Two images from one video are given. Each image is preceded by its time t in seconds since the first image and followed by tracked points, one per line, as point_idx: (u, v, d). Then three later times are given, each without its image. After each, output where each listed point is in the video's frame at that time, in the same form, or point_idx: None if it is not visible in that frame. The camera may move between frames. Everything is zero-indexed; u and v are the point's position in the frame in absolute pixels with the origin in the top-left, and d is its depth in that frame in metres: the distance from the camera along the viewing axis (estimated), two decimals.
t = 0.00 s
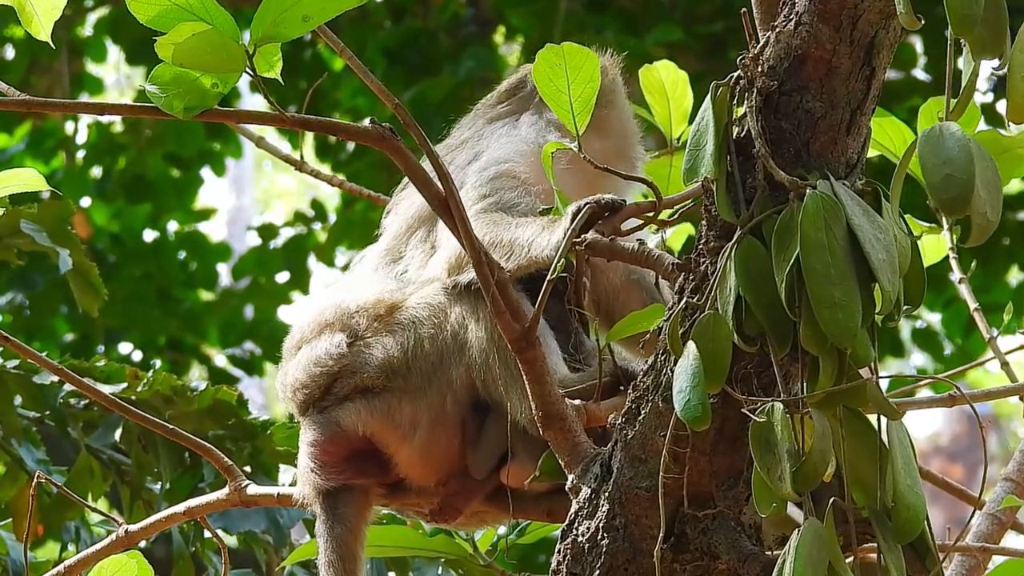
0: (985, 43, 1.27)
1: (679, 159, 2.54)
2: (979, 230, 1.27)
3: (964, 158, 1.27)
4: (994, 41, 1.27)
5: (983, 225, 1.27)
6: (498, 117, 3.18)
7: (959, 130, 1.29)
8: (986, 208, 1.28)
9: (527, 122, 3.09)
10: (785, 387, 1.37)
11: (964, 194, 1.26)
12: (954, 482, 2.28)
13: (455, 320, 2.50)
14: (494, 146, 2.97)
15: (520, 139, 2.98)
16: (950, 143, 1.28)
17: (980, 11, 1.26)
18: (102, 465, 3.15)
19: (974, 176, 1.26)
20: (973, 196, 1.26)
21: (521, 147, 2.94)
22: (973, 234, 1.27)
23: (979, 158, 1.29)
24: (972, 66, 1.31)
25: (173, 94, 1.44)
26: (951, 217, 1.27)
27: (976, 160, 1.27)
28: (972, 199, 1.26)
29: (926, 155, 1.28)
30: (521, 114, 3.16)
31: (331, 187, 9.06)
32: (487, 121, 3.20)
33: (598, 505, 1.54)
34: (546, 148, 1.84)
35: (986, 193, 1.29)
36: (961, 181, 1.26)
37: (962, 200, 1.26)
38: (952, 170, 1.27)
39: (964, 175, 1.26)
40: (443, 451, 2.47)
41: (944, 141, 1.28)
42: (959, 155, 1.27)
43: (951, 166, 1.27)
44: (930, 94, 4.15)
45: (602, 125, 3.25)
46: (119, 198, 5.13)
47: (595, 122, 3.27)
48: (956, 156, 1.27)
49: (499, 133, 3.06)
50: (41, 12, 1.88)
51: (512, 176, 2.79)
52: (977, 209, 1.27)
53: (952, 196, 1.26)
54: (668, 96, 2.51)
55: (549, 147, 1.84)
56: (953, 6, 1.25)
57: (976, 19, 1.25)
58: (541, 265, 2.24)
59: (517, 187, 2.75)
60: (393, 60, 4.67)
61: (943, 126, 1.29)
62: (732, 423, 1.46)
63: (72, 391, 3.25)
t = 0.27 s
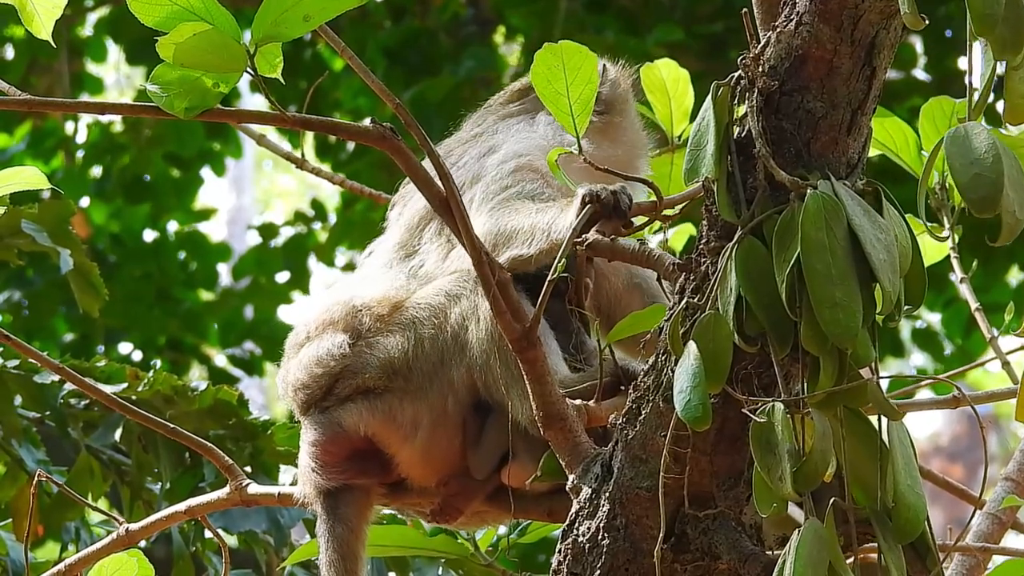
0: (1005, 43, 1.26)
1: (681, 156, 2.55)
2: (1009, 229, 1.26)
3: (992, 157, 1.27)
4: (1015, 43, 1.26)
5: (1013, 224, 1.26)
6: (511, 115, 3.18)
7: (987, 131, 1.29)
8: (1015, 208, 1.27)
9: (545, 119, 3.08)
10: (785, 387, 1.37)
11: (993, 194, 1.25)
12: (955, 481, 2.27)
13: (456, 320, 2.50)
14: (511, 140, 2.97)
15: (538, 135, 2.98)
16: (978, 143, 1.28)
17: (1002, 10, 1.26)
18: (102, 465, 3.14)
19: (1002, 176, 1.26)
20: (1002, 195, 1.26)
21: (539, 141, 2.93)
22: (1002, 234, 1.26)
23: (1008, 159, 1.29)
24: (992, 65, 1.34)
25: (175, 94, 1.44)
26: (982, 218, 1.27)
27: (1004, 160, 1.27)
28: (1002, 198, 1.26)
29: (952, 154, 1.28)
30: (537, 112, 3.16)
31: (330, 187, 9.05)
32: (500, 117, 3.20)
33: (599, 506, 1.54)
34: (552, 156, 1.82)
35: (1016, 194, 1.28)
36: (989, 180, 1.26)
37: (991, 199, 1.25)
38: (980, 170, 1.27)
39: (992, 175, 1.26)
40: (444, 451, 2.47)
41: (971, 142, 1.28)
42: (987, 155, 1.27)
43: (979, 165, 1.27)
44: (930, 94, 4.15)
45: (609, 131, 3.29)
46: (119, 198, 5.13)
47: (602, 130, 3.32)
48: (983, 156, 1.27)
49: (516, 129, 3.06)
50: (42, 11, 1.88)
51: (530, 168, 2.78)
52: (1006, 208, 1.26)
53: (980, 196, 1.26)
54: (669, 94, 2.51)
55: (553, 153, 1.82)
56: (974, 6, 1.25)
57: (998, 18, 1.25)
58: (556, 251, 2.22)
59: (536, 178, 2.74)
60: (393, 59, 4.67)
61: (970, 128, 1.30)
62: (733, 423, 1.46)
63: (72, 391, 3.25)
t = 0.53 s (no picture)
0: (994, 42, 1.26)
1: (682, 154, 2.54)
2: (992, 228, 1.27)
3: (976, 157, 1.27)
4: (1004, 41, 1.27)
5: (996, 223, 1.27)
6: (516, 116, 3.18)
7: (971, 130, 1.29)
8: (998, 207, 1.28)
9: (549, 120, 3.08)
10: (786, 387, 1.37)
11: (976, 194, 1.26)
12: (954, 481, 2.27)
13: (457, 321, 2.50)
14: (516, 140, 2.96)
15: (541, 136, 2.97)
16: (962, 142, 1.28)
17: (990, 10, 1.26)
18: (102, 465, 3.14)
19: (985, 175, 1.26)
20: (985, 194, 1.26)
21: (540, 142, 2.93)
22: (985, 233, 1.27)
23: (993, 158, 1.29)
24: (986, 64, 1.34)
25: (175, 93, 1.45)
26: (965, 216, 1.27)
27: (987, 159, 1.27)
28: (984, 197, 1.26)
29: (937, 154, 1.28)
30: (541, 114, 3.15)
31: (330, 187, 9.05)
32: (504, 118, 3.19)
33: (599, 506, 1.54)
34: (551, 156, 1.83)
35: (999, 193, 1.28)
36: (973, 180, 1.26)
37: (974, 199, 1.26)
38: (964, 170, 1.27)
39: (975, 175, 1.26)
40: (444, 451, 2.47)
41: (956, 141, 1.28)
42: (971, 155, 1.27)
43: (963, 165, 1.27)
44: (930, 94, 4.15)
45: (614, 135, 3.29)
46: (119, 198, 5.13)
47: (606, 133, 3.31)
48: (967, 155, 1.27)
49: (520, 130, 3.06)
50: (41, 11, 1.88)
51: (534, 168, 2.77)
52: (989, 206, 1.27)
53: (964, 196, 1.26)
54: (670, 92, 2.51)
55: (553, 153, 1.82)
56: (963, 5, 1.25)
57: (986, 17, 1.25)
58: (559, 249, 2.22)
59: (541, 178, 2.74)
60: (393, 59, 4.68)
61: (954, 126, 1.30)
62: (733, 423, 1.46)
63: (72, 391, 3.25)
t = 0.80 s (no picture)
0: (973, 41, 1.27)
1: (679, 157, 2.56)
2: (961, 228, 1.27)
3: (948, 155, 1.26)
4: (984, 40, 1.27)
5: (965, 223, 1.27)
6: (516, 117, 3.18)
7: (943, 127, 1.28)
8: (969, 207, 1.28)
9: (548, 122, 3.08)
10: (786, 387, 1.37)
11: (947, 192, 1.25)
12: (953, 481, 2.27)
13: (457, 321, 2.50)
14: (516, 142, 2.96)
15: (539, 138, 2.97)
16: (934, 140, 1.27)
17: (969, 9, 1.26)
18: (102, 464, 3.14)
19: (956, 175, 1.26)
20: (955, 194, 1.26)
21: (539, 144, 2.93)
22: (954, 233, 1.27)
23: (963, 156, 1.29)
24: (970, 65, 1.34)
25: (175, 93, 1.45)
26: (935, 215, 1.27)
27: (958, 159, 1.27)
28: (955, 196, 1.26)
29: (910, 152, 1.27)
30: (540, 116, 3.14)
31: (330, 187, 9.06)
32: (503, 120, 3.19)
33: (599, 505, 1.54)
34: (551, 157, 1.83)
35: (970, 191, 1.29)
36: (944, 179, 1.26)
37: (945, 198, 1.25)
38: (936, 168, 1.26)
39: (947, 174, 1.26)
40: (444, 451, 2.47)
41: (929, 139, 1.27)
42: (943, 154, 1.26)
43: (935, 163, 1.26)
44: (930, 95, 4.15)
45: (614, 137, 3.29)
46: (119, 198, 5.13)
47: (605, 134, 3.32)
48: (940, 153, 1.26)
49: (518, 131, 3.05)
50: (45, 8, 1.88)
51: (531, 170, 2.77)
52: (959, 205, 1.27)
53: (935, 194, 1.26)
54: (668, 93, 2.51)
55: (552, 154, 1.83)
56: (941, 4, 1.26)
57: (964, 18, 1.26)
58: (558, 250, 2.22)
59: (539, 179, 2.74)
60: (393, 60, 4.68)
61: (928, 124, 1.29)
62: (733, 423, 1.46)
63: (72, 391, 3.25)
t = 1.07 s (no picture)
0: (977, 41, 1.26)
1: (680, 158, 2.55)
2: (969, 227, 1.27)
3: (954, 155, 1.26)
4: (988, 39, 1.27)
5: (972, 222, 1.27)
6: (509, 117, 3.17)
7: (949, 128, 1.28)
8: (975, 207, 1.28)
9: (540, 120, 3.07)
10: (786, 387, 1.37)
11: (953, 191, 1.25)
12: (953, 482, 2.27)
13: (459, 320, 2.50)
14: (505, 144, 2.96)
15: (525, 139, 2.97)
16: (940, 140, 1.27)
17: (973, 9, 1.26)
18: (102, 464, 3.14)
19: (962, 175, 1.26)
20: (962, 194, 1.26)
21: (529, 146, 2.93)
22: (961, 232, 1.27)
23: (969, 157, 1.29)
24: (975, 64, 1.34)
25: (175, 93, 1.45)
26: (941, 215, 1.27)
27: (964, 159, 1.27)
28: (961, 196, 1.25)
29: (915, 151, 1.27)
30: (533, 114, 3.14)
31: (330, 187, 9.06)
32: (497, 120, 3.19)
33: (599, 505, 1.54)
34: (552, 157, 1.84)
35: (976, 191, 1.29)
36: (949, 179, 1.25)
37: (951, 197, 1.25)
38: (941, 167, 1.26)
39: (953, 173, 1.26)
40: (444, 450, 2.47)
41: (934, 139, 1.27)
42: (949, 153, 1.26)
43: (940, 163, 1.26)
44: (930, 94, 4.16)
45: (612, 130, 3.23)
46: (119, 198, 5.13)
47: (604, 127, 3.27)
48: (946, 153, 1.26)
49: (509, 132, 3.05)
50: (43, 11, 1.88)
51: (520, 175, 2.78)
52: (966, 205, 1.27)
53: (941, 193, 1.25)
54: (667, 94, 2.51)
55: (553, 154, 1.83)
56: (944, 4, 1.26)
57: (968, 17, 1.26)
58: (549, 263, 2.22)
59: (527, 187, 2.76)
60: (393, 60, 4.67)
61: (934, 124, 1.29)
62: (733, 423, 1.46)
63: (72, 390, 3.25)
